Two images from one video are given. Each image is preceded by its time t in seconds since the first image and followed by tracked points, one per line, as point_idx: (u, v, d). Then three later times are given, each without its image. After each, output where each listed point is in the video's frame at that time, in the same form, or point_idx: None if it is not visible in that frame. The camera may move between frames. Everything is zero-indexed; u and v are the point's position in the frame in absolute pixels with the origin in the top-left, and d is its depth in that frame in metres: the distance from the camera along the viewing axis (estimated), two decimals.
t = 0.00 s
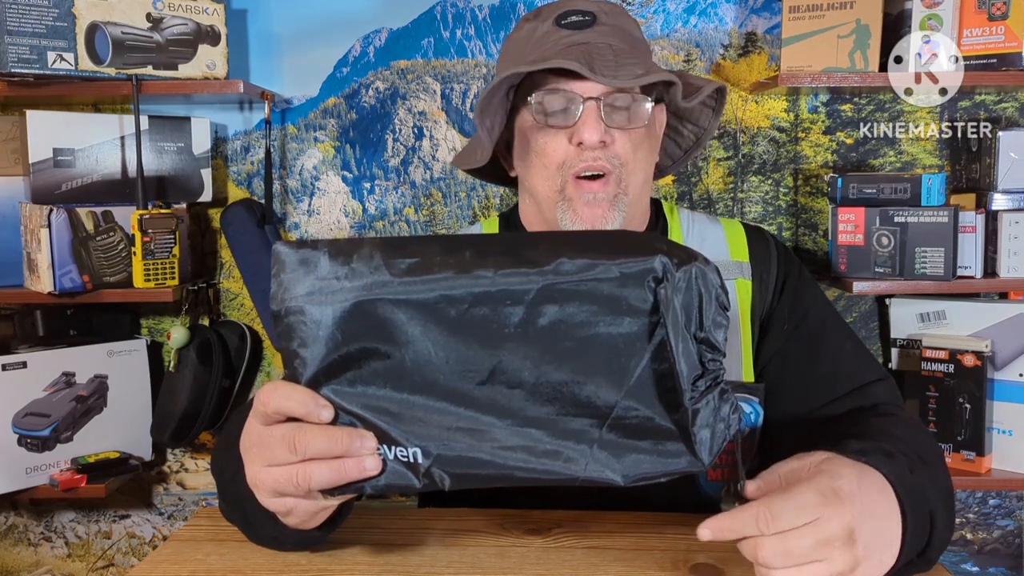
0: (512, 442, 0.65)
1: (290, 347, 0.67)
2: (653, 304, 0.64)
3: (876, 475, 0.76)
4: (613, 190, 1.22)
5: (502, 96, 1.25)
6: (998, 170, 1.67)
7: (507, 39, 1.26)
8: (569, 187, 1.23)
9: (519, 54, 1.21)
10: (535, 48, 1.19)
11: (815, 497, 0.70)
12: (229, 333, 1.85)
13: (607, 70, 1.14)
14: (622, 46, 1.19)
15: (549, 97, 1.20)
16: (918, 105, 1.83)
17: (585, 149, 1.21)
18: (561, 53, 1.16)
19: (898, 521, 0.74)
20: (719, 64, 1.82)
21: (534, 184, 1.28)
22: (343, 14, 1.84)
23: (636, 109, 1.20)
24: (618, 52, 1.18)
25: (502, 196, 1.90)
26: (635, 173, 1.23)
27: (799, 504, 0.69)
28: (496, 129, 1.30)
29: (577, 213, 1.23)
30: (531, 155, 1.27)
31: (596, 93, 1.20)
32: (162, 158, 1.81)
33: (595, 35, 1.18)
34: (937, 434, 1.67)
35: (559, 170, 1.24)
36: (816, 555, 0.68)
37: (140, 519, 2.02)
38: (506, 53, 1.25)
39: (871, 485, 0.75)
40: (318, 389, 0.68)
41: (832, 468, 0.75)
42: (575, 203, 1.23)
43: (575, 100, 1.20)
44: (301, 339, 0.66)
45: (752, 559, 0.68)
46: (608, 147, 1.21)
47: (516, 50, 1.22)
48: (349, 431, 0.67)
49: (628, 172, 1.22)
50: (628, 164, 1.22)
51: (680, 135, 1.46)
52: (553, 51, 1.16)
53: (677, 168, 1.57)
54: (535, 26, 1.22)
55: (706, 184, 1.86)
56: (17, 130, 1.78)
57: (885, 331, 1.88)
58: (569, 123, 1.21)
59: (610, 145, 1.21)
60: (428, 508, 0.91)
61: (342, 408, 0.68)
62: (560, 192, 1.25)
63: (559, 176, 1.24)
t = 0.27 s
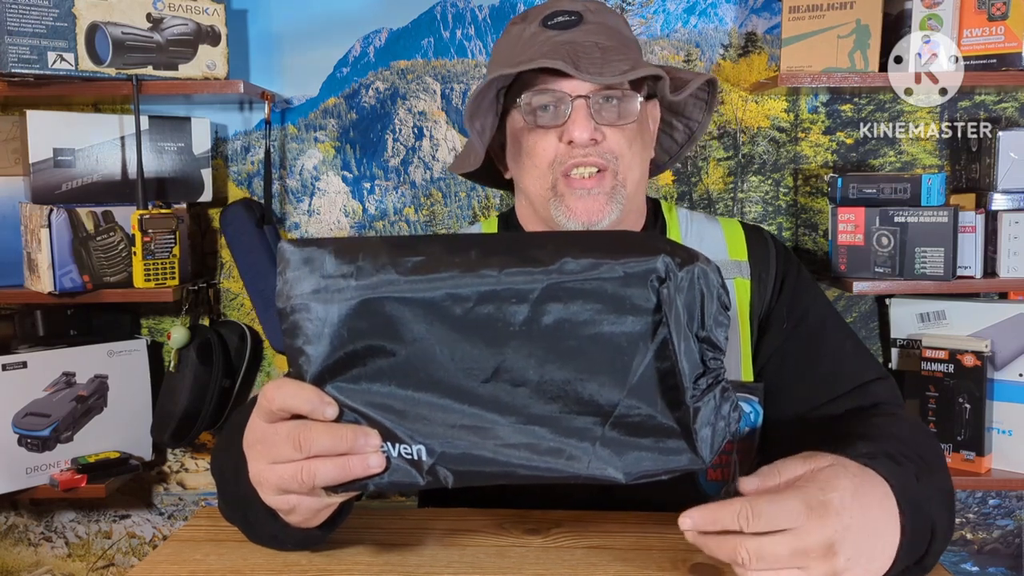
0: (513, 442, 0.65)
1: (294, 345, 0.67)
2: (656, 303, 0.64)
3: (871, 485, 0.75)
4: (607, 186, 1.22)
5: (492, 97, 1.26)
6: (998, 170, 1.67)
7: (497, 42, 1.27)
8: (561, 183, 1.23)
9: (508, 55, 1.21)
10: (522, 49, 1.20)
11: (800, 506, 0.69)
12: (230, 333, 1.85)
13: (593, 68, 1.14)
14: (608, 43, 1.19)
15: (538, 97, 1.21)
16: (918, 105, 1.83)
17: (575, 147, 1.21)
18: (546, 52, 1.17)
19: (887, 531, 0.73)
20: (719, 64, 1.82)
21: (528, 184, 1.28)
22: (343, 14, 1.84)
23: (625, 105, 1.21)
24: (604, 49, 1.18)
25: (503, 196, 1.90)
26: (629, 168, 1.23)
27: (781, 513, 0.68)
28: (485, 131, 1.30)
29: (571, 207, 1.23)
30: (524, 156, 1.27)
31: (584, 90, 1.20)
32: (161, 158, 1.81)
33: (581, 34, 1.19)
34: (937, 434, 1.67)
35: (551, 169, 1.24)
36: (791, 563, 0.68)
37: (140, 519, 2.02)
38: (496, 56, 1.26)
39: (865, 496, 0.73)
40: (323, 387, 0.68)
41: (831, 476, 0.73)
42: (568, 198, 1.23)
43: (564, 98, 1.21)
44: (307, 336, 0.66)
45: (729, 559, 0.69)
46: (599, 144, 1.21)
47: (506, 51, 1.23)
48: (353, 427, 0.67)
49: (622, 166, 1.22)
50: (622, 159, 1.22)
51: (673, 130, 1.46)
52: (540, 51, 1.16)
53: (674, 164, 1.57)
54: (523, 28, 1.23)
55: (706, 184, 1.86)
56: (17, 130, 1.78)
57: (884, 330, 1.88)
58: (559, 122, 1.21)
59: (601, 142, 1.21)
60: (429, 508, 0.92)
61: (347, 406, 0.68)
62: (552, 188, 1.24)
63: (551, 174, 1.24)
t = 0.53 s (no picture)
0: (516, 440, 0.65)
1: (305, 340, 0.67)
2: (663, 302, 0.64)
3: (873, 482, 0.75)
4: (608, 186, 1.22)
5: (493, 96, 1.26)
6: (998, 170, 1.67)
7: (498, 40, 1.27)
8: (563, 182, 1.23)
9: (510, 54, 1.21)
10: (524, 48, 1.20)
11: (804, 502, 0.69)
12: (230, 333, 1.85)
13: (594, 67, 1.14)
14: (610, 43, 1.19)
15: (538, 96, 1.21)
16: (918, 105, 1.83)
17: (577, 146, 1.21)
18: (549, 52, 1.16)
19: (889, 531, 0.73)
20: (719, 64, 1.82)
21: (529, 183, 1.28)
22: (343, 14, 1.84)
23: (626, 106, 1.20)
24: (606, 49, 1.18)
25: (503, 196, 1.90)
26: (628, 168, 1.23)
27: (785, 508, 0.68)
28: (487, 129, 1.30)
29: (572, 206, 1.23)
30: (525, 154, 1.27)
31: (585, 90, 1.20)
32: (162, 158, 1.81)
33: (583, 34, 1.19)
34: (937, 433, 1.67)
35: (552, 168, 1.24)
36: (791, 556, 0.68)
37: (139, 519, 2.02)
38: (497, 54, 1.26)
39: (871, 495, 0.73)
40: (335, 381, 0.68)
41: (838, 475, 0.73)
42: (570, 196, 1.22)
43: (565, 98, 1.20)
44: (318, 331, 0.66)
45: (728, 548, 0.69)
46: (600, 144, 1.21)
47: (508, 49, 1.23)
48: (365, 422, 0.67)
49: (620, 167, 1.22)
50: (621, 160, 1.22)
51: (672, 131, 1.46)
52: (542, 50, 1.16)
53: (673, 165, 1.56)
54: (525, 27, 1.23)
55: (706, 184, 1.86)
56: (17, 130, 1.78)
57: (885, 331, 1.88)
58: (560, 121, 1.21)
59: (601, 142, 1.21)
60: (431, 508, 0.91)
61: (358, 401, 0.68)
62: (554, 187, 1.24)
63: (554, 173, 1.24)
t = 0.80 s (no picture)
0: (522, 437, 0.65)
1: (316, 333, 0.67)
2: (672, 300, 0.65)
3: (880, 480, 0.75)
4: (608, 188, 1.22)
5: (498, 92, 1.26)
6: (998, 170, 1.67)
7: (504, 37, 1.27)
8: (564, 181, 1.23)
9: (515, 51, 1.22)
10: (530, 46, 1.20)
11: (813, 500, 0.69)
12: (229, 333, 1.85)
13: (600, 66, 1.14)
14: (616, 42, 1.19)
15: (542, 95, 1.21)
16: (918, 105, 1.83)
17: (580, 145, 1.21)
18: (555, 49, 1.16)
19: (897, 529, 0.73)
20: (719, 64, 1.82)
21: (530, 182, 1.28)
22: (343, 14, 1.84)
23: (631, 106, 1.21)
24: (613, 48, 1.18)
25: (503, 196, 1.90)
26: (630, 170, 1.23)
27: (794, 506, 0.68)
28: (490, 126, 1.31)
29: (571, 208, 1.23)
30: (527, 152, 1.27)
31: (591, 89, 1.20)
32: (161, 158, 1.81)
33: (589, 33, 1.19)
34: (937, 433, 1.67)
35: (554, 167, 1.24)
36: (801, 555, 0.69)
37: (140, 519, 2.02)
38: (503, 50, 1.26)
39: (879, 494, 0.73)
40: (348, 373, 0.68)
41: (845, 473, 0.73)
42: (569, 199, 1.23)
43: (570, 96, 1.20)
44: (331, 324, 0.66)
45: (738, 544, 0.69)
46: (602, 144, 1.21)
47: (514, 46, 1.23)
48: (378, 415, 0.67)
49: (622, 168, 1.22)
50: (623, 161, 1.22)
51: (676, 134, 1.46)
52: (548, 49, 1.16)
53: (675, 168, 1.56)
54: (532, 25, 1.23)
55: (706, 184, 1.86)
56: (17, 130, 1.78)
57: (885, 330, 1.88)
58: (564, 119, 1.21)
59: (604, 142, 1.21)
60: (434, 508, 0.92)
61: (371, 394, 0.68)
62: (554, 187, 1.24)
63: (554, 173, 1.24)
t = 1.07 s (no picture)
0: (519, 437, 0.65)
1: (310, 337, 0.67)
2: (667, 299, 0.65)
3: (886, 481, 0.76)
4: (611, 189, 1.22)
5: (502, 92, 1.26)
6: (998, 170, 1.67)
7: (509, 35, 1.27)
8: (567, 182, 1.23)
9: (520, 51, 1.22)
10: (536, 45, 1.20)
11: (828, 502, 0.70)
12: (229, 333, 1.85)
13: (607, 67, 1.14)
14: (622, 44, 1.19)
15: (549, 93, 1.21)
16: (918, 105, 1.83)
17: (583, 146, 1.22)
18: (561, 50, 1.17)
19: (904, 530, 0.74)
20: (719, 64, 1.82)
21: (531, 181, 1.28)
22: (343, 13, 1.84)
23: (635, 108, 1.21)
24: (619, 50, 1.18)
25: (503, 196, 1.90)
26: (633, 171, 1.23)
27: (809, 509, 0.69)
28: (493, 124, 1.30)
29: (573, 211, 1.24)
30: (530, 151, 1.27)
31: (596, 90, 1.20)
32: (161, 158, 1.81)
33: (595, 33, 1.19)
34: (937, 433, 1.67)
35: (557, 167, 1.24)
36: (817, 557, 0.69)
37: (140, 519, 2.02)
38: (508, 48, 1.26)
39: (886, 495, 0.74)
40: (340, 377, 0.68)
41: (855, 474, 0.74)
42: (572, 202, 1.24)
43: (575, 96, 1.21)
44: (324, 327, 0.66)
45: (753, 547, 0.69)
46: (607, 145, 1.21)
47: (519, 45, 1.23)
48: (372, 419, 0.67)
49: (626, 170, 1.23)
50: (627, 163, 1.22)
51: (678, 137, 1.46)
52: (554, 49, 1.16)
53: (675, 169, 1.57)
54: (538, 22, 1.23)
55: (706, 184, 1.86)
56: (17, 130, 1.78)
57: (885, 331, 1.88)
58: (569, 120, 1.22)
59: (608, 143, 1.21)
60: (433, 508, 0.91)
61: (363, 397, 0.68)
62: (557, 187, 1.25)
63: (557, 173, 1.24)
